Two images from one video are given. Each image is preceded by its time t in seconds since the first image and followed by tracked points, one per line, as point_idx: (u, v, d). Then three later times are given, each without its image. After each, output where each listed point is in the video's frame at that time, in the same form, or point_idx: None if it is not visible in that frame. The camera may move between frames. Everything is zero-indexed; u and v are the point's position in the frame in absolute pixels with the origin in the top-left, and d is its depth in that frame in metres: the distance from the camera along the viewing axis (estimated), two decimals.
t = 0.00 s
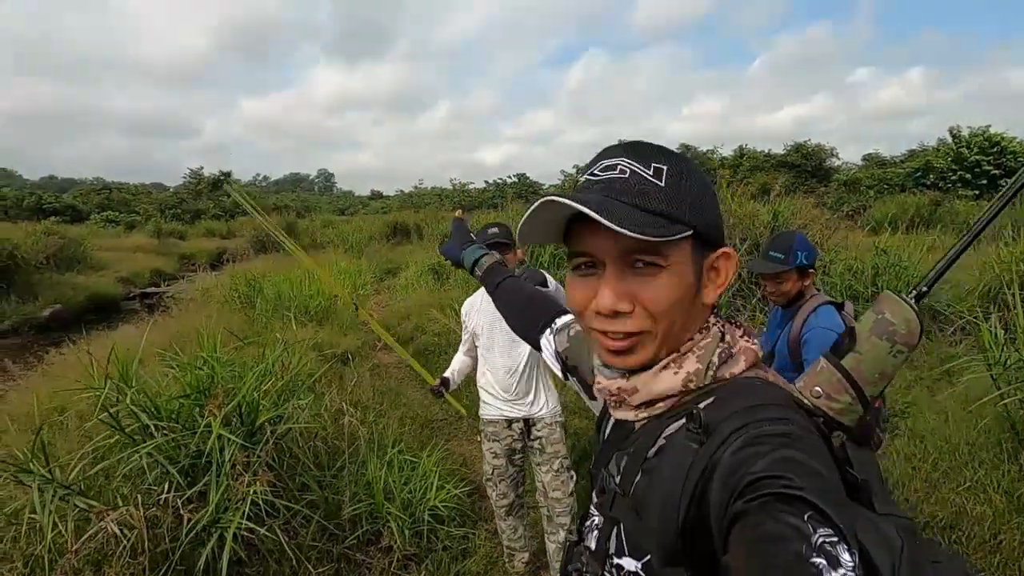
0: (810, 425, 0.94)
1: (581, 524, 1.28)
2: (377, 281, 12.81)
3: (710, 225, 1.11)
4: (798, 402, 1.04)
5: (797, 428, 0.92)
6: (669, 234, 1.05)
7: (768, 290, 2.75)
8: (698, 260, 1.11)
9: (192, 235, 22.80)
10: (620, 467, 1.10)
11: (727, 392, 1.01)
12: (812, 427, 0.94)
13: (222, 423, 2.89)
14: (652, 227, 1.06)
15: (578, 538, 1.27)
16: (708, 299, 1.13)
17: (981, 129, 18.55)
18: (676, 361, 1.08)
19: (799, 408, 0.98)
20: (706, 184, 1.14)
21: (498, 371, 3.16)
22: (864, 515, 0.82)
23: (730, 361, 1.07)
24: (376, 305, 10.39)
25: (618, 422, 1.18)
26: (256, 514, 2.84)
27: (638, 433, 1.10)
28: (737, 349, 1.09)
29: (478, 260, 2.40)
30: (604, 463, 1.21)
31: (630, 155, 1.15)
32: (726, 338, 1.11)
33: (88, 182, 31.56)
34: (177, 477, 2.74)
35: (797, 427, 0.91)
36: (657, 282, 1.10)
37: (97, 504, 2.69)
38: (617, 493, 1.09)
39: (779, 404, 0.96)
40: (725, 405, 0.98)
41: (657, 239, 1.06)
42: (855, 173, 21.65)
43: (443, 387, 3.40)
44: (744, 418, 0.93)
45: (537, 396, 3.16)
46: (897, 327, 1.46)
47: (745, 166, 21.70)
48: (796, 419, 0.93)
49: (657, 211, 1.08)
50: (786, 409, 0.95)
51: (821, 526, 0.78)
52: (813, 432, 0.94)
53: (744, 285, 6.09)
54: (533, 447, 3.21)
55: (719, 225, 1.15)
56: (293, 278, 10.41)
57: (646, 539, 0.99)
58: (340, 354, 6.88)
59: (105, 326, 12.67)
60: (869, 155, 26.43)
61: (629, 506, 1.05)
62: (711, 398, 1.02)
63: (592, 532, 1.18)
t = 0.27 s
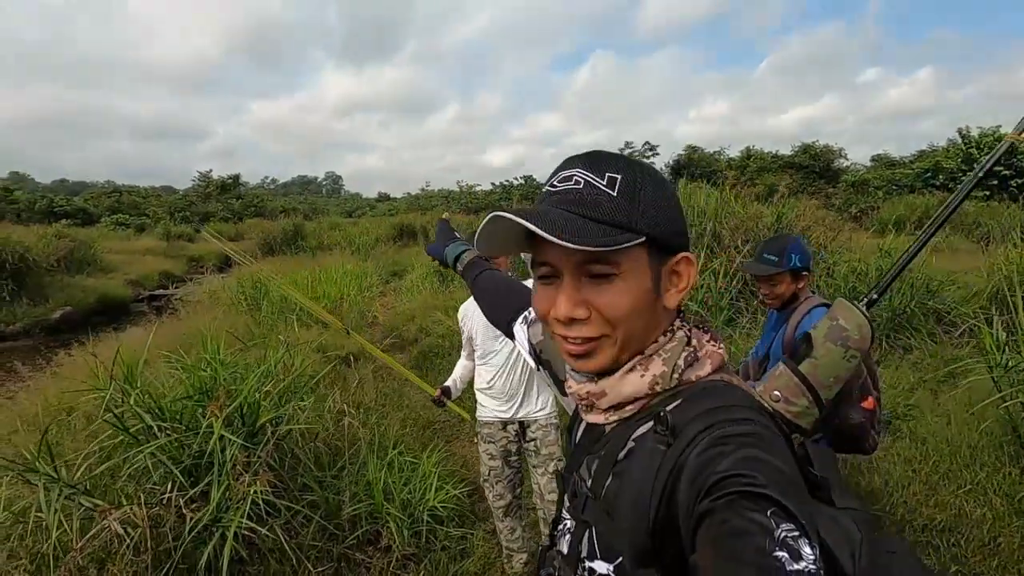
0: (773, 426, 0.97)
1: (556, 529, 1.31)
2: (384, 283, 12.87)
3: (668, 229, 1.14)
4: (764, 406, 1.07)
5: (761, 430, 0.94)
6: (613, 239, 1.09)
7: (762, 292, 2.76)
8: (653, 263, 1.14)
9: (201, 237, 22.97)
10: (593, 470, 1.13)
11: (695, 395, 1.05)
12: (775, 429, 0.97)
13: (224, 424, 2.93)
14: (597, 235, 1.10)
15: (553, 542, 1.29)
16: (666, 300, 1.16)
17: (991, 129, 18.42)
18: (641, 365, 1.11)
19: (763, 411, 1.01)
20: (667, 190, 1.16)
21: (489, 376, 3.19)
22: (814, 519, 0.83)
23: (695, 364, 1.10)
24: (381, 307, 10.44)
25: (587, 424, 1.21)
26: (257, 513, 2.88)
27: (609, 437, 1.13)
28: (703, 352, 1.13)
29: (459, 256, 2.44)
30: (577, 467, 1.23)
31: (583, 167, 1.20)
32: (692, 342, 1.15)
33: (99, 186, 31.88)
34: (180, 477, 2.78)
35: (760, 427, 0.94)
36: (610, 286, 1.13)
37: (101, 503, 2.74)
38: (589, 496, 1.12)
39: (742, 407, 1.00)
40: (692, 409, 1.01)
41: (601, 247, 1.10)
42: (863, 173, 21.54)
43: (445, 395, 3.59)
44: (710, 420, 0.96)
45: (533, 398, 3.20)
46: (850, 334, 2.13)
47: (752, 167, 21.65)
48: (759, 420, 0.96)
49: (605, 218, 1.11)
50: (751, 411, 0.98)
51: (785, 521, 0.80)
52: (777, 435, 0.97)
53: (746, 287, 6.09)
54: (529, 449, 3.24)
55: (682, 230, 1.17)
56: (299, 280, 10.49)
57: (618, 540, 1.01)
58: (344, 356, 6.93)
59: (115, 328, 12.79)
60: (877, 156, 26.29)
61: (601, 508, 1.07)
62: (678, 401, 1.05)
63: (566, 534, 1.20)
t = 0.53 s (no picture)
0: (706, 432, 1.04)
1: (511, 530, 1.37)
2: (389, 285, 12.96)
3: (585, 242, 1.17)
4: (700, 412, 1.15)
5: (694, 437, 1.01)
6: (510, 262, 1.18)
7: (748, 295, 2.84)
8: (563, 278, 1.19)
9: (210, 239, 23.15)
10: (541, 476, 1.19)
11: (636, 404, 1.11)
12: (708, 435, 1.04)
13: (224, 423, 3.02)
14: (500, 257, 1.20)
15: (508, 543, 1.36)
16: (584, 313, 1.20)
17: (1001, 130, 18.28)
18: (585, 375, 1.18)
19: (698, 418, 1.08)
20: (591, 201, 1.19)
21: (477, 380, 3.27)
22: (750, 527, 0.97)
23: (638, 374, 1.17)
24: (386, 309, 10.53)
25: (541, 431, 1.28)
26: (256, 510, 2.97)
27: (556, 444, 1.19)
28: (648, 363, 1.19)
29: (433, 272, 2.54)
30: (528, 472, 1.30)
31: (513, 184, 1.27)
32: (638, 353, 1.21)
33: (110, 188, 32.18)
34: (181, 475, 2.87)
35: (694, 435, 1.01)
36: (520, 302, 1.22)
37: (104, 499, 2.83)
38: (538, 501, 1.18)
39: (679, 416, 1.07)
40: (631, 418, 1.08)
41: (502, 266, 1.20)
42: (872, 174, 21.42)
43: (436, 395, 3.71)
44: (647, 430, 1.02)
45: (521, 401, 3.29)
46: (799, 350, 2.49)
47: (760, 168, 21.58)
48: (692, 427, 1.03)
49: (510, 240, 1.20)
50: (686, 420, 1.05)
51: (714, 523, 0.88)
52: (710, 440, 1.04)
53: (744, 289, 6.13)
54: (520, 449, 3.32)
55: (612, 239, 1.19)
56: (305, 282, 10.59)
57: (561, 543, 1.07)
58: (347, 357, 7.02)
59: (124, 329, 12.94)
60: (887, 157, 26.12)
61: (547, 513, 1.13)
62: (620, 410, 1.12)
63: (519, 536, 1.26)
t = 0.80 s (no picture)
0: (683, 432, 1.08)
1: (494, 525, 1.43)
2: (395, 285, 13.06)
3: (552, 242, 1.21)
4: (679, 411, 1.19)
5: (671, 436, 1.06)
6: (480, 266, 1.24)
7: (740, 294, 2.93)
8: (532, 281, 1.24)
9: (218, 240, 23.35)
10: (520, 471, 1.24)
11: (614, 405, 1.16)
12: (686, 435, 1.08)
13: (231, 418, 3.12)
14: (471, 263, 1.26)
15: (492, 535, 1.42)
16: (556, 315, 1.26)
17: (1010, 130, 18.17)
18: (563, 374, 1.24)
19: (676, 418, 1.13)
20: (555, 200, 1.22)
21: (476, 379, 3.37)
22: (728, 525, 1.01)
23: (616, 374, 1.23)
24: (392, 309, 10.63)
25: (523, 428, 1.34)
26: (262, 502, 3.07)
27: (536, 441, 1.25)
28: (627, 363, 1.25)
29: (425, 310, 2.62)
30: (510, 468, 1.36)
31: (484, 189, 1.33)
32: (618, 353, 1.27)
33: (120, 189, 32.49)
34: (191, 468, 2.97)
35: (670, 434, 1.06)
36: (493, 305, 1.28)
37: (117, 491, 2.93)
38: (518, 498, 1.23)
39: (657, 416, 1.11)
40: (610, 419, 1.13)
41: (473, 271, 1.26)
42: (880, 174, 21.33)
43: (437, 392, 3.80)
44: (625, 430, 1.07)
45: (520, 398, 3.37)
46: (779, 348, 2.25)
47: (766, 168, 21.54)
48: (669, 427, 1.08)
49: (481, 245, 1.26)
50: (664, 420, 1.10)
51: (688, 521, 0.92)
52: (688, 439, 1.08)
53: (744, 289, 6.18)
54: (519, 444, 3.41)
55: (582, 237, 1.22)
56: (312, 283, 10.71)
57: (540, 540, 1.12)
58: (352, 356, 7.13)
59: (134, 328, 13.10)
60: (896, 157, 25.98)
61: (525, 510, 1.18)
62: (598, 411, 1.17)
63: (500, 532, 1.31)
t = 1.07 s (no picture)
0: (689, 432, 1.11)
1: (496, 523, 1.44)
2: (401, 285, 13.20)
3: (548, 238, 1.24)
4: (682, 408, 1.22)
5: (678, 436, 1.08)
6: (477, 263, 1.29)
7: (733, 293, 3.03)
8: (529, 276, 1.28)
9: (225, 240, 23.56)
10: (523, 471, 1.26)
11: (618, 403, 1.19)
12: (691, 433, 1.10)
13: (243, 411, 3.25)
14: (469, 259, 1.31)
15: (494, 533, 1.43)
16: (553, 310, 1.30)
17: (1016, 131, 18.12)
18: (565, 372, 1.28)
19: (680, 415, 1.15)
20: (551, 195, 1.24)
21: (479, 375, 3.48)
22: (735, 523, 1.04)
23: (619, 371, 1.26)
24: (397, 308, 10.76)
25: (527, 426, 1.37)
26: (273, 492, 3.18)
27: (541, 439, 1.27)
28: (630, 360, 1.29)
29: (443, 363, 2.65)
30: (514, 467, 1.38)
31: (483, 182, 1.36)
32: (620, 350, 1.30)
33: (128, 190, 32.79)
34: (204, 458, 3.09)
35: (676, 434, 1.08)
36: (492, 301, 1.33)
37: (135, 480, 3.06)
38: (521, 496, 1.25)
39: (662, 414, 1.14)
40: (615, 417, 1.15)
41: (470, 268, 1.31)
42: (886, 175, 21.30)
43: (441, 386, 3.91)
44: (631, 429, 1.09)
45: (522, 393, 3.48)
46: (782, 344, 2.63)
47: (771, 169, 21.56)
48: (675, 427, 1.10)
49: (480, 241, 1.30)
50: (670, 419, 1.12)
51: (700, 524, 0.95)
52: (694, 438, 1.11)
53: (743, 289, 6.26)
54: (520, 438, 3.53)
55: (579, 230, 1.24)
56: (318, 282, 10.85)
57: (545, 539, 1.13)
58: (357, 354, 7.26)
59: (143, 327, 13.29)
60: (902, 158, 25.92)
61: (529, 506, 1.20)
62: (602, 409, 1.19)
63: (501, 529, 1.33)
